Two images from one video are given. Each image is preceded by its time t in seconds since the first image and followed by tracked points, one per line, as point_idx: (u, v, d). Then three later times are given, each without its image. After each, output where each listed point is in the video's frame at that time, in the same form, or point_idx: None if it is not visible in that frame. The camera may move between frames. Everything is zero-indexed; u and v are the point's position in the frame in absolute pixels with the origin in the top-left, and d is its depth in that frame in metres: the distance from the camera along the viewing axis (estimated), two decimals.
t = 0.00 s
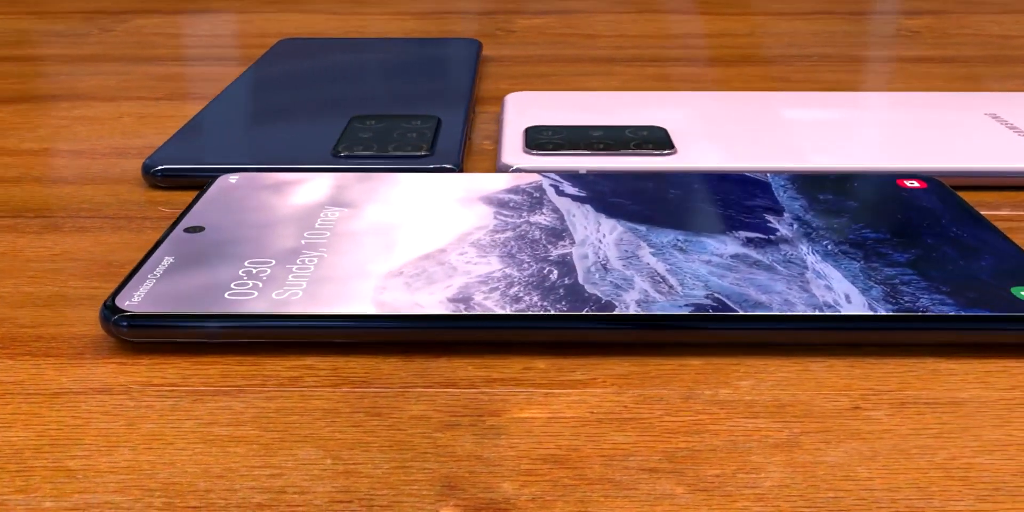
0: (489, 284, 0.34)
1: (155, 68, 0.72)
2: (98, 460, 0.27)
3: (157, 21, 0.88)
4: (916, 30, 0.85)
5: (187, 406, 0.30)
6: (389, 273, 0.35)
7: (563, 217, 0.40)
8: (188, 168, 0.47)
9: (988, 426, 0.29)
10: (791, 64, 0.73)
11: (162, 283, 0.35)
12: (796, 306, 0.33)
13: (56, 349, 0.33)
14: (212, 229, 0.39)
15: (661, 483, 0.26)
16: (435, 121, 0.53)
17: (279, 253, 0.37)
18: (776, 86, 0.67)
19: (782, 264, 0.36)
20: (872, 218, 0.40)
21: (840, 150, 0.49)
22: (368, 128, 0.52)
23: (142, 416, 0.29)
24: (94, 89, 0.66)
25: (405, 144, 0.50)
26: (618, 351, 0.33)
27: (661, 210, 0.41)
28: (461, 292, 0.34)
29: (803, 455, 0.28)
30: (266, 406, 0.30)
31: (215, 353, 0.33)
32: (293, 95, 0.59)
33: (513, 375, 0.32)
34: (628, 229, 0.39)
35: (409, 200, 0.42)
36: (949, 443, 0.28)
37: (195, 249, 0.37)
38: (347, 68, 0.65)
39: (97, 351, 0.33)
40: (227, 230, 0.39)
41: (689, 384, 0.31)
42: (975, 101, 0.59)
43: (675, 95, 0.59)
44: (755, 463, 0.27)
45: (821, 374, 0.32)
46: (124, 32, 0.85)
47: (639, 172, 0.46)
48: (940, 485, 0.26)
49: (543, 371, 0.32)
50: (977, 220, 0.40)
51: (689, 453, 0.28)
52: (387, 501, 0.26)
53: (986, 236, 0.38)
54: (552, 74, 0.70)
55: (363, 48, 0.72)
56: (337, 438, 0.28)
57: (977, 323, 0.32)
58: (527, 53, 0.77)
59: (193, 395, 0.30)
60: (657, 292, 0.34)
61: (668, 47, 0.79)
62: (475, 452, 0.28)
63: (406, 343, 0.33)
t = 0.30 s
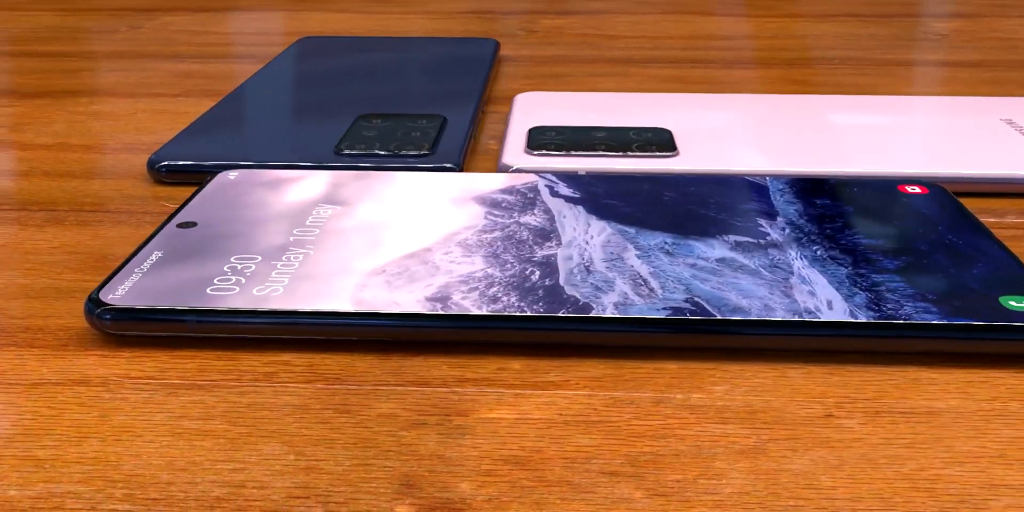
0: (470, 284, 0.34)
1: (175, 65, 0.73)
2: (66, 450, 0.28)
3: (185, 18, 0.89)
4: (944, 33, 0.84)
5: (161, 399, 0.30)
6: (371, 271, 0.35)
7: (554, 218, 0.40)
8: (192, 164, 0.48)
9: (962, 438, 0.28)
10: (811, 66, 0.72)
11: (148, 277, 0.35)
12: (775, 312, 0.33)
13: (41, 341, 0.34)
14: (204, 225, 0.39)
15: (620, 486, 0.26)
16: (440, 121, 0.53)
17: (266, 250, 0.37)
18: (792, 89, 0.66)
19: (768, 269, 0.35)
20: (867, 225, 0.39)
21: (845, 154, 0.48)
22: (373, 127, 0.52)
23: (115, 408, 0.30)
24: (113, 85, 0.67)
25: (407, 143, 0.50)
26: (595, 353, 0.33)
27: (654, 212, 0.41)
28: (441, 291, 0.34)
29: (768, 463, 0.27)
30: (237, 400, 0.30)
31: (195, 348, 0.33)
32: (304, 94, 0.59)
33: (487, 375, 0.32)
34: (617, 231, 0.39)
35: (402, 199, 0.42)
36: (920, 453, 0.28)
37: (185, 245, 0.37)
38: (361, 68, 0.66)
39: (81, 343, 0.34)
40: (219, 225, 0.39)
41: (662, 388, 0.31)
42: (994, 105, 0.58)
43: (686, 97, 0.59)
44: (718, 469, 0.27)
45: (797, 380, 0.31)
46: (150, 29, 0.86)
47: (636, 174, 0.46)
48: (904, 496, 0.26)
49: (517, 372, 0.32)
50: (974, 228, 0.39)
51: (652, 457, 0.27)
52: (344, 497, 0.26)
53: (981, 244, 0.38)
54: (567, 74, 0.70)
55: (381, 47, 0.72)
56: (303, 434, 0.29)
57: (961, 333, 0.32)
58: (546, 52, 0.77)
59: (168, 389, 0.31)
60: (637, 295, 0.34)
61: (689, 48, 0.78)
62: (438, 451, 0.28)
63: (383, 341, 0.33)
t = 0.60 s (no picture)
0: (449, 283, 0.34)
1: (197, 62, 0.74)
2: (36, 440, 0.28)
3: (213, 17, 0.90)
4: (975, 37, 0.82)
5: (135, 391, 0.31)
6: (353, 269, 0.35)
7: (543, 219, 0.40)
8: (195, 160, 0.48)
9: (933, 449, 0.28)
10: (833, 69, 0.71)
11: (134, 271, 0.35)
12: (753, 317, 0.32)
13: (28, 332, 0.34)
14: (197, 221, 0.40)
15: (576, 489, 0.26)
16: (446, 121, 0.54)
17: (254, 245, 0.37)
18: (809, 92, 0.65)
19: (751, 274, 0.35)
20: (860, 230, 0.39)
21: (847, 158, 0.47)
22: (378, 126, 0.52)
23: (90, 399, 0.30)
24: (133, 81, 0.68)
25: (410, 142, 0.50)
26: (571, 355, 0.33)
27: (645, 214, 0.41)
28: (419, 290, 0.34)
29: (730, 469, 0.27)
30: (210, 394, 0.31)
31: (175, 342, 0.34)
32: (315, 92, 0.60)
33: (459, 375, 0.32)
34: (605, 232, 0.39)
35: (396, 198, 0.42)
36: (886, 463, 0.27)
37: (174, 240, 0.38)
38: (377, 66, 0.66)
39: (66, 335, 0.34)
40: (211, 221, 0.40)
41: (633, 392, 0.31)
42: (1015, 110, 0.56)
43: (697, 99, 0.58)
44: (677, 474, 0.27)
45: (771, 387, 0.31)
46: (177, 27, 0.87)
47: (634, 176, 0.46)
48: (864, 507, 0.26)
49: (490, 372, 0.32)
50: (971, 235, 0.39)
51: (613, 461, 0.27)
52: (300, 493, 0.26)
53: (975, 252, 0.37)
54: (583, 75, 0.69)
55: (399, 46, 0.72)
56: (269, 429, 0.29)
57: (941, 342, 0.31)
58: (566, 53, 0.77)
59: (144, 381, 0.31)
60: (615, 297, 0.33)
61: (711, 50, 0.78)
62: (400, 449, 0.28)
63: (360, 338, 0.33)
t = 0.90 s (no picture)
0: (428, 282, 0.34)
1: (219, 59, 0.75)
2: (7, 430, 0.29)
3: (242, 14, 0.91)
4: (1006, 41, 0.81)
5: (110, 383, 0.31)
6: (336, 266, 0.36)
7: (533, 220, 0.40)
8: (200, 157, 0.49)
9: (899, 460, 0.27)
10: (854, 72, 0.70)
11: (121, 265, 0.36)
12: (728, 322, 0.32)
13: (16, 323, 0.35)
14: (190, 216, 0.40)
15: (530, 491, 0.26)
16: (452, 121, 0.54)
17: (242, 241, 0.38)
18: (826, 96, 0.65)
19: (734, 278, 0.35)
20: (852, 236, 0.38)
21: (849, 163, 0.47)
22: (383, 125, 0.53)
23: (65, 390, 0.31)
24: (155, 77, 0.69)
25: (413, 142, 0.50)
26: (546, 356, 0.33)
27: (636, 217, 0.40)
28: (397, 288, 0.34)
29: (689, 475, 0.27)
30: (182, 388, 0.31)
31: (156, 335, 0.34)
32: (328, 93, 0.60)
33: (430, 374, 0.32)
34: (592, 234, 0.38)
35: (389, 196, 0.42)
36: (849, 474, 0.27)
37: (165, 235, 0.38)
38: (393, 67, 0.66)
39: (53, 327, 0.35)
40: (204, 216, 0.40)
41: (602, 394, 0.31)
42: None
43: (708, 102, 0.58)
44: (635, 479, 0.27)
45: (743, 392, 0.31)
46: (206, 24, 0.88)
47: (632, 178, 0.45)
48: None
49: (462, 372, 0.32)
50: (966, 243, 0.38)
51: (572, 464, 0.27)
52: (256, 488, 0.26)
53: (968, 260, 0.36)
54: (600, 76, 0.69)
55: (418, 45, 0.73)
56: (235, 424, 0.29)
57: (919, 350, 0.31)
58: (586, 53, 0.77)
59: (121, 374, 0.32)
60: (592, 299, 0.33)
61: (733, 51, 0.77)
62: (361, 447, 0.28)
63: (337, 336, 0.33)
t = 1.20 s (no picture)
0: (407, 281, 0.34)
1: (242, 57, 0.76)
2: None
3: (269, 12, 0.92)
4: None
5: (88, 375, 0.32)
6: (319, 263, 0.36)
7: (522, 220, 0.40)
8: (206, 155, 0.50)
9: (863, 470, 0.27)
10: (875, 76, 0.69)
11: (110, 258, 0.37)
12: (702, 326, 0.32)
13: (6, 314, 0.36)
14: (185, 211, 0.41)
15: (485, 492, 0.26)
16: (457, 121, 0.54)
17: (231, 237, 0.38)
18: (844, 98, 0.64)
19: (715, 282, 0.34)
20: (843, 243, 0.38)
21: (850, 169, 0.46)
22: (388, 124, 0.53)
23: (43, 381, 0.31)
24: (177, 74, 0.70)
25: (416, 141, 0.51)
26: (519, 358, 0.33)
27: (627, 219, 0.40)
28: (376, 286, 0.34)
29: (646, 480, 0.27)
30: (157, 381, 0.31)
31: (139, 328, 0.34)
32: (340, 93, 0.61)
33: (403, 372, 0.32)
34: (580, 236, 0.38)
35: (383, 194, 0.43)
36: (810, 482, 0.26)
37: (157, 229, 0.39)
38: (408, 68, 0.67)
39: (41, 318, 0.35)
40: (198, 211, 0.41)
41: (571, 397, 0.30)
42: None
43: (718, 104, 0.57)
44: (591, 482, 0.26)
45: (714, 398, 0.30)
46: (234, 22, 0.89)
47: (629, 180, 0.45)
48: None
49: (434, 371, 0.32)
50: (960, 252, 0.37)
51: (530, 465, 0.27)
52: (214, 481, 0.27)
53: (958, 269, 0.36)
54: (615, 78, 0.69)
55: (436, 47, 0.73)
56: (204, 417, 0.29)
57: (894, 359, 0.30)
58: (605, 54, 0.77)
59: (100, 366, 0.32)
60: (569, 301, 0.33)
61: (754, 53, 0.76)
62: (324, 443, 0.28)
63: (315, 333, 0.34)
